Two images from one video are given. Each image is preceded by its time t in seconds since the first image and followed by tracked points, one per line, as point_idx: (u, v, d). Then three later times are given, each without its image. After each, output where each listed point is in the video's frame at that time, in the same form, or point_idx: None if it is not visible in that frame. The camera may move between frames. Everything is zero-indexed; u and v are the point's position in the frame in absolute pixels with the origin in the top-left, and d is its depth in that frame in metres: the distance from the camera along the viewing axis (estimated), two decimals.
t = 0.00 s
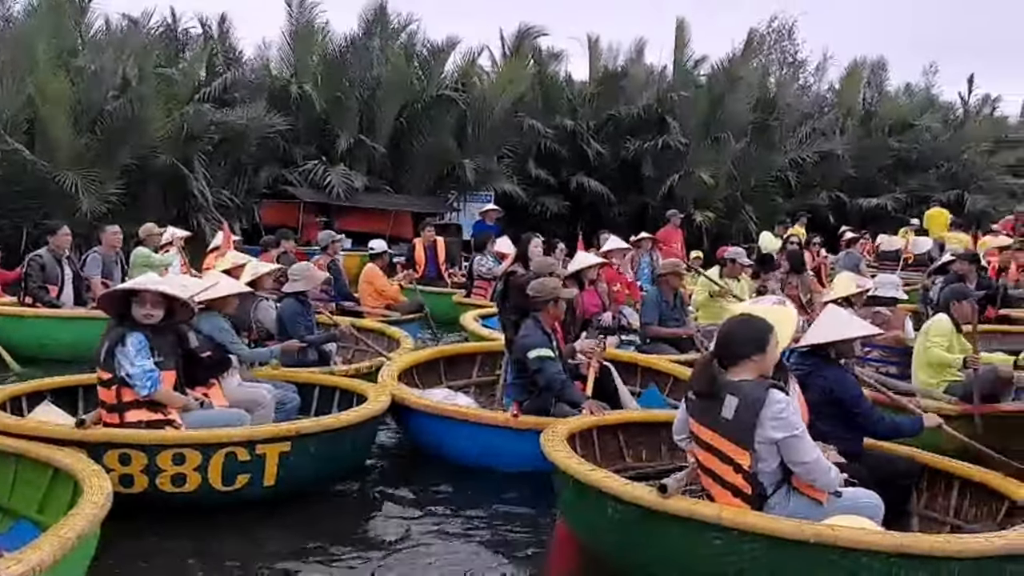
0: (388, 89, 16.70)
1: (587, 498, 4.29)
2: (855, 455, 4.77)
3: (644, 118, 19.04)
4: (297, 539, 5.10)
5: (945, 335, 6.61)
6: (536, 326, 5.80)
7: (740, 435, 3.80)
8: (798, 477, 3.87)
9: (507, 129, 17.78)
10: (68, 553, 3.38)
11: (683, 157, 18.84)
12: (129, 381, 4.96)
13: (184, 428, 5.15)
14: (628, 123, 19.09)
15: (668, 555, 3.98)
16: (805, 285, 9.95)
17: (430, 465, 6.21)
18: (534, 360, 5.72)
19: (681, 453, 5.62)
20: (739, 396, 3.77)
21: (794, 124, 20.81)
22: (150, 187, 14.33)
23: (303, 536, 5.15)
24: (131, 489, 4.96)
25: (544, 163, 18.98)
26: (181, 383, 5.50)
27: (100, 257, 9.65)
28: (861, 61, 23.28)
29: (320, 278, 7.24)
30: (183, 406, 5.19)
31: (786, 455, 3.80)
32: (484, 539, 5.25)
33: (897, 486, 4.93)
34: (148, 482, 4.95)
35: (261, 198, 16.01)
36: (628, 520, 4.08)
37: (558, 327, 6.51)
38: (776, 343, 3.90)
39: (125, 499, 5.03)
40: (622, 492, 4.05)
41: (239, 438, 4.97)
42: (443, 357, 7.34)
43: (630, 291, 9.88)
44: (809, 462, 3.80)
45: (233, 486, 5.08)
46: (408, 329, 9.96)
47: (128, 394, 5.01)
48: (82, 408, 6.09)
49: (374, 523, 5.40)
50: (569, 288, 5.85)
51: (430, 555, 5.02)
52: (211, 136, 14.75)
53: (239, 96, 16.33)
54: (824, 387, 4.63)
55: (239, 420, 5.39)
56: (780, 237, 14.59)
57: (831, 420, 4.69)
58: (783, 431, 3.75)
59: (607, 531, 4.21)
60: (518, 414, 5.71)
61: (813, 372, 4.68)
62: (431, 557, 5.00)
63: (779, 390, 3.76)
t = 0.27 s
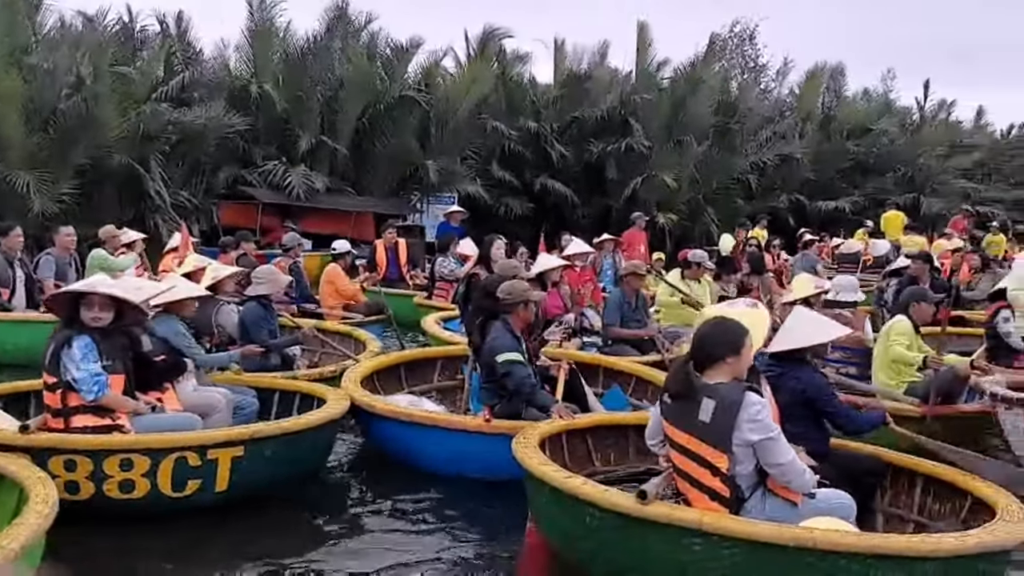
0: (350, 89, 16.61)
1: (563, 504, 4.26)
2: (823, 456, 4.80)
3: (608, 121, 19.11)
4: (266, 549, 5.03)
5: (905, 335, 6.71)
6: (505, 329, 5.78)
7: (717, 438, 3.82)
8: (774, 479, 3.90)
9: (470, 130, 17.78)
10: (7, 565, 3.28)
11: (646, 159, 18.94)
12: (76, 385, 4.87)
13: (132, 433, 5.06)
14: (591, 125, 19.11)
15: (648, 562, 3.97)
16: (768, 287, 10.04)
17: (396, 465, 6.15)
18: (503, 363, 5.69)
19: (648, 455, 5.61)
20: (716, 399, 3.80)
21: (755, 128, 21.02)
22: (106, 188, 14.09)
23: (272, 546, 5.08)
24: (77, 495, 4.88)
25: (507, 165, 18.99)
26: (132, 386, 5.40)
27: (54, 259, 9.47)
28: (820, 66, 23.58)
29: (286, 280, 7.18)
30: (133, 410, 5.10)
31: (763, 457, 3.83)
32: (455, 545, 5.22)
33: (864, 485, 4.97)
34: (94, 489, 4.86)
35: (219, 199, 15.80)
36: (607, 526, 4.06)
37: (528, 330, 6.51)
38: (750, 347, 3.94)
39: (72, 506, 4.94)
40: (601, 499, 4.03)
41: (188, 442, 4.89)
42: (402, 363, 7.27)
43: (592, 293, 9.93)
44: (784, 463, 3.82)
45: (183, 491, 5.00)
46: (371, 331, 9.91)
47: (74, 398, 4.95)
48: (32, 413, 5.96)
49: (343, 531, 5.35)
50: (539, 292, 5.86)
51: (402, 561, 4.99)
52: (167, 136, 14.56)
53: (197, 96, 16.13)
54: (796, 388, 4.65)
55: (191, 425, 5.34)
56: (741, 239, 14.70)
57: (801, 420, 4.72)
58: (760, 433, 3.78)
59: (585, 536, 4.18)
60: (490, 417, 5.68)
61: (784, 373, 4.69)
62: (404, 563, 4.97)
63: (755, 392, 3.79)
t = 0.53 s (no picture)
0: (305, 90, 16.58)
1: (530, 520, 4.21)
2: (780, 458, 4.78)
3: (565, 125, 19.14)
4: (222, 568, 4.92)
5: (858, 341, 6.78)
6: (464, 337, 5.73)
7: (685, 451, 3.81)
8: (740, 491, 3.89)
9: (427, 132, 17.74)
10: None
11: (603, 164, 19.01)
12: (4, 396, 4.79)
13: (65, 446, 4.95)
14: (549, 129, 19.14)
15: None
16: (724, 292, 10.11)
17: (349, 478, 6.04)
18: (461, 370, 5.64)
19: (605, 460, 5.62)
20: (684, 411, 3.79)
21: (710, 133, 21.24)
22: (51, 190, 13.81)
23: (227, 565, 4.97)
24: (8, 509, 4.79)
25: (465, 168, 18.97)
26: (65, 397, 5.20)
27: None
28: (775, 73, 23.92)
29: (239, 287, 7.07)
30: (65, 421, 4.99)
31: (730, 469, 3.82)
32: (414, 562, 5.15)
33: (821, 488, 4.94)
34: (24, 503, 4.77)
35: (167, 202, 15.53)
36: (577, 542, 4.02)
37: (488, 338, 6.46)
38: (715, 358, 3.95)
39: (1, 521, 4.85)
40: (572, 517, 3.99)
41: (123, 454, 4.78)
42: (352, 369, 7.13)
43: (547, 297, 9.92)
44: (751, 475, 3.82)
45: (117, 506, 4.88)
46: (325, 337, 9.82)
47: (4, 408, 4.87)
48: None
49: (298, 549, 5.25)
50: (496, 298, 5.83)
51: None
52: (115, 136, 14.30)
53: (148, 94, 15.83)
54: (757, 397, 4.65)
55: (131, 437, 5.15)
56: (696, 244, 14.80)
57: (761, 426, 4.70)
58: (726, 445, 3.77)
59: (553, 553, 4.14)
60: (450, 427, 5.60)
61: (744, 381, 4.69)
62: None
63: (723, 403, 3.79)
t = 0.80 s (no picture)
0: (285, 93, 16.49)
1: (525, 532, 4.16)
2: (768, 466, 4.72)
3: (548, 129, 19.12)
4: None
5: (840, 347, 6.79)
6: (448, 344, 5.69)
7: (683, 461, 3.77)
8: (737, 500, 3.89)
9: (408, 135, 17.78)
10: None
11: (586, 168, 19.01)
12: None
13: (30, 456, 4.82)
14: (531, 133, 19.13)
15: None
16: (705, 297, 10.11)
17: (332, 488, 5.98)
18: (448, 379, 5.60)
19: (592, 467, 5.59)
20: (682, 420, 3.76)
21: (692, 137, 21.30)
22: (27, 194, 13.68)
23: None
24: None
25: (447, 172, 18.93)
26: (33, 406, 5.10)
27: None
28: (757, 78, 24.03)
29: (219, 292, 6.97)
30: (30, 431, 4.87)
31: (727, 478, 3.81)
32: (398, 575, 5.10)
33: (807, 495, 4.90)
34: None
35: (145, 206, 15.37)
36: (573, 554, 3.97)
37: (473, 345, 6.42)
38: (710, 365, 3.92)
39: None
40: (568, 528, 3.94)
41: (88, 467, 4.70)
42: (326, 375, 7.06)
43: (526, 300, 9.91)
44: (747, 484, 3.82)
45: (83, 518, 4.82)
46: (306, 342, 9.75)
47: None
48: None
49: (279, 562, 5.19)
50: (477, 303, 5.80)
51: None
52: (92, 139, 14.11)
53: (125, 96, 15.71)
54: (748, 403, 4.62)
55: (98, 447, 5.02)
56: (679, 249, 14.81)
57: (751, 434, 4.66)
58: (725, 454, 3.76)
59: (549, 565, 4.09)
60: (436, 437, 5.55)
61: (733, 389, 4.67)
62: None
63: (720, 411, 3.78)
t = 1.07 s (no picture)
0: (269, 95, 16.41)
1: (529, 536, 4.12)
2: (764, 468, 4.64)
3: (535, 130, 19.11)
4: None
5: (829, 351, 6.75)
6: (437, 348, 5.67)
7: (687, 462, 3.74)
8: (741, 502, 3.89)
9: (393, 137, 17.73)
10: None
11: (572, 169, 18.99)
12: None
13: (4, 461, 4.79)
14: (518, 134, 19.12)
15: None
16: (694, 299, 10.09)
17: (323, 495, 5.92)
18: (436, 383, 5.57)
19: (585, 473, 5.57)
20: (686, 421, 3.72)
21: (679, 139, 21.35)
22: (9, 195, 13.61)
23: None
24: None
25: (433, 173, 18.89)
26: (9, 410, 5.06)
27: None
28: (743, 81, 24.12)
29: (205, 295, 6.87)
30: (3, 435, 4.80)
31: (731, 479, 3.79)
32: None
33: (804, 496, 4.81)
34: None
35: (128, 207, 15.22)
36: (578, 559, 3.94)
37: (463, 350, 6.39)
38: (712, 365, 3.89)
39: None
40: (571, 532, 3.91)
41: (61, 473, 4.65)
42: (307, 380, 7.02)
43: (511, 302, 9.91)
44: (751, 485, 3.81)
45: (56, 525, 4.77)
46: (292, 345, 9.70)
47: None
48: None
49: (267, 568, 5.12)
50: (464, 307, 5.78)
51: None
52: (74, 139, 14.03)
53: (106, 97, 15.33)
54: (747, 404, 4.56)
55: (71, 452, 5.00)
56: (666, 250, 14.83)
57: (748, 435, 4.59)
58: (729, 455, 3.74)
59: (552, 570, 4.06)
60: (428, 442, 5.51)
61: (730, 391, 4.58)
62: None
63: (724, 412, 3.76)
